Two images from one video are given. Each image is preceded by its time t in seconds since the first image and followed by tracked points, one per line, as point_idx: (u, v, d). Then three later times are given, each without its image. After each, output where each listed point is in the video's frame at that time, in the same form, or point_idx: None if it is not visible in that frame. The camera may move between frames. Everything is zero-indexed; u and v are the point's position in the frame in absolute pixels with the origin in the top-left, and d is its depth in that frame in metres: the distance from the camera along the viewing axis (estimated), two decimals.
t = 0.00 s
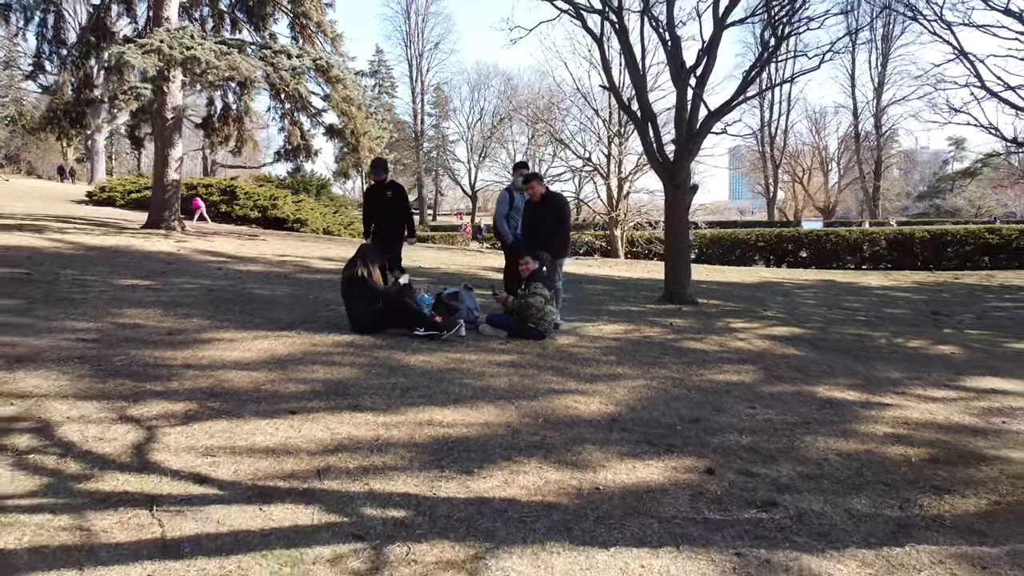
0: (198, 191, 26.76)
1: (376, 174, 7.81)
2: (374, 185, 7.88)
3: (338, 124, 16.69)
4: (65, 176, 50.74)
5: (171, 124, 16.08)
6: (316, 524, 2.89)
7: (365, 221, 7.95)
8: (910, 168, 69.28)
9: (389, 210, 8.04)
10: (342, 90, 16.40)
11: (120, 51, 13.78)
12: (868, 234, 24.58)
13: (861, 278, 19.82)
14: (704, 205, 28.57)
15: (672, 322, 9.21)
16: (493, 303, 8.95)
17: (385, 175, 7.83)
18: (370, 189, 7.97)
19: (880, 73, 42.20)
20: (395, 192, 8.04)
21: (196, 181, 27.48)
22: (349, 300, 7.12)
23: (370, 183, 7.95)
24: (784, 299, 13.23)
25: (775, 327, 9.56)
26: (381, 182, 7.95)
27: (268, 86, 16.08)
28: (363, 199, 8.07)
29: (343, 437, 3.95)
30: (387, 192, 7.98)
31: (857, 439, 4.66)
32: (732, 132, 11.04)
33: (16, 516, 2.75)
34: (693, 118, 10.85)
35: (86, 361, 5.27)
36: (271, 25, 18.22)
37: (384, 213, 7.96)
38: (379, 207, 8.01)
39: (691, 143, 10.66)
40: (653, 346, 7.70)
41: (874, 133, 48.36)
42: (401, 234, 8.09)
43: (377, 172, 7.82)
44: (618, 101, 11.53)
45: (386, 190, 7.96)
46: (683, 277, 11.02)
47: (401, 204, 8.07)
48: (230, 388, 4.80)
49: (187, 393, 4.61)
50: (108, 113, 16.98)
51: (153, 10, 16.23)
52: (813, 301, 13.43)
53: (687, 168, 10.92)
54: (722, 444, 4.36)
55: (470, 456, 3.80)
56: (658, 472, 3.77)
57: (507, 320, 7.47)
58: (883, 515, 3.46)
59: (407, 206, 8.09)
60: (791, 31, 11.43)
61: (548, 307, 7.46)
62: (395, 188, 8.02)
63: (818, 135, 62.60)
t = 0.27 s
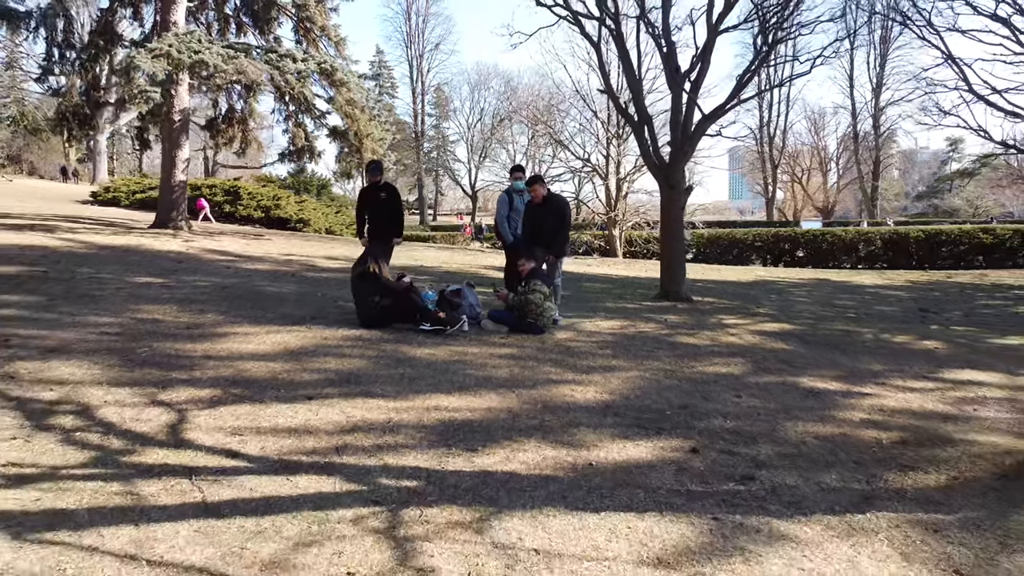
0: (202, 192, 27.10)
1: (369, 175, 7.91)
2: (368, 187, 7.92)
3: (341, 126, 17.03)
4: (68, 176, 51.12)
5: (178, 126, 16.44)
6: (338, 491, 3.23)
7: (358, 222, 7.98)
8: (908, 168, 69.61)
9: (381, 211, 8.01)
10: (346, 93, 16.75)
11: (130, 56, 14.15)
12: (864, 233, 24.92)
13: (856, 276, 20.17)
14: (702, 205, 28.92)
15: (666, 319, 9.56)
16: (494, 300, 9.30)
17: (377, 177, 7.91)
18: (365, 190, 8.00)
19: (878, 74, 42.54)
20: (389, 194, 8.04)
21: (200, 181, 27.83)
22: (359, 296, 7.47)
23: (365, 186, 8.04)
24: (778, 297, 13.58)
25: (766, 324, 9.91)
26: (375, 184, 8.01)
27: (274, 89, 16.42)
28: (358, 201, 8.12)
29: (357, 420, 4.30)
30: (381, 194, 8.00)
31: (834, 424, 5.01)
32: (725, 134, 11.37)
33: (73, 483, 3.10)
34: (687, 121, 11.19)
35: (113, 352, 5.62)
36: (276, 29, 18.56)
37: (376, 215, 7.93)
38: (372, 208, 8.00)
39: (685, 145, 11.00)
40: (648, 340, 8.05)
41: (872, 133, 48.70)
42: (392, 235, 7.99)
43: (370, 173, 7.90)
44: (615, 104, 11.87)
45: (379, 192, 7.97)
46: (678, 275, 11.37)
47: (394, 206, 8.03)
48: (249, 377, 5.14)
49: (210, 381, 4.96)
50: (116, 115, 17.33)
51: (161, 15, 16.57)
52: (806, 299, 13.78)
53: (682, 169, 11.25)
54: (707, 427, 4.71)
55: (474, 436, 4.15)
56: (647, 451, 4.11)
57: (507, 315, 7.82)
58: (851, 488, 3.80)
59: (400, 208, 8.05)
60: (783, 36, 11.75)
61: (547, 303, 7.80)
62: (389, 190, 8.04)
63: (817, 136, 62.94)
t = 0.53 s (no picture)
0: (206, 192, 27.41)
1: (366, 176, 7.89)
2: (364, 188, 7.93)
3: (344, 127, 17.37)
4: (70, 177, 51.53)
5: (185, 128, 16.74)
6: (357, 464, 3.59)
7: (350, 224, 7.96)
8: (907, 168, 69.94)
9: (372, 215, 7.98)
10: (349, 96, 17.12)
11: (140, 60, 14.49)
12: (860, 233, 25.24)
13: (850, 275, 20.50)
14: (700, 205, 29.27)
15: (660, 315, 9.91)
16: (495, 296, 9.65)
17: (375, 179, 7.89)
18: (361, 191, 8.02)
19: (875, 76, 42.90)
20: (384, 197, 8.01)
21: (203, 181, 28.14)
22: (364, 292, 7.83)
23: (361, 187, 8.04)
24: (771, 295, 13.92)
25: (757, 320, 10.26)
26: (371, 186, 8.00)
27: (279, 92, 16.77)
28: (353, 201, 8.04)
29: (369, 405, 4.65)
30: (375, 197, 7.97)
31: (813, 410, 5.35)
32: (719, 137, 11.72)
33: (118, 456, 3.45)
34: (682, 124, 11.54)
35: (137, 344, 5.96)
36: (280, 32, 18.89)
37: (369, 217, 7.92)
38: (365, 210, 7.97)
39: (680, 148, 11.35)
40: (642, 335, 8.40)
41: (869, 134, 49.02)
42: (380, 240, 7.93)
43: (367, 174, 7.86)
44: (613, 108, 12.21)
45: (374, 195, 7.95)
46: (673, 274, 11.72)
47: (387, 209, 7.99)
48: (266, 367, 5.49)
49: (231, 370, 5.31)
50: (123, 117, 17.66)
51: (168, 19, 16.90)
52: (798, 297, 14.13)
53: (677, 170, 11.59)
54: (693, 413, 5.05)
55: (478, 419, 4.50)
56: (636, 432, 4.47)
57: (507, 310, 8.18)
58: (823, 464, 4.14)
59: (392, 213, 8.01)
60: (776, 42, 12.11)
61: (546, 299, 8.15)
62: (384, 193, 8.02)
63: (816, 136, 63.27)
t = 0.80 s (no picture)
0: (210, 192, 27.77)
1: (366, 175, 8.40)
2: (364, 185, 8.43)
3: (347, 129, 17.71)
4: (73, 176, 51.86)
5: (192, 130, 17.09)
6: (371, 442, 3.94)
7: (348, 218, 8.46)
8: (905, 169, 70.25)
9: (370, 211, 8.55)
10: (352, 98, 17.48)
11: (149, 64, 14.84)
12: (855, 233, 25.58)
13: (844, 275, 20.84)
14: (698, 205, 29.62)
15: (656, 312, 10.26)
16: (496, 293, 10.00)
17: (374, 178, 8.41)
18: (359, 189, 8.56)
19: (873, 76, 43.23)
20: (381, 194, 8.56)
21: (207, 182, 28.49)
22: (373, 288, 8.18)
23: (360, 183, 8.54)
24: (765, 293, 14.26)
25: (749, 317, 10.61)
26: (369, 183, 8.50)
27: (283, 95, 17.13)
28: (350, 196, 8.55)
29: (380, 391, 5.01)
30: (374, 194, 8.49)
31: (795, 398, 5.71)
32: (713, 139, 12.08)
33: (155, 433, 3.80)
34: (677, 127, 11.91)
35: (158, 337, 6.32)
36: (285, 36, 19.24)
37: (367, 213, 8.48)
38: (363, 205, 8.53)
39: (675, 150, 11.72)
40: (637, 330, 8.75)
41: (867, 134, 49.34)
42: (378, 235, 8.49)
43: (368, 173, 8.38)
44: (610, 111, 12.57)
45: (372, 192, 8.49)
46: (668, 272, 12.09)
47: (384, 205, 8.56)
48: (282, 358, 5.84)
49: (249, 360, 5.66)
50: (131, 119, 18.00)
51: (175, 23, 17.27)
52: (792, 295, 14.48)
53: (672, 172, 11.95)
54: (682, 400, 5.40)
55: (481, 404, 4.85)
56: (628, 417, 4.82)
57: (509, 305, 8.50)
58: (800, 445, 4.49)
59: (388, 210, 8.60)
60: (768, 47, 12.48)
61: (545, 296, 8.47)
62: (381, 190, 8.56)
63: (815, 136, 63.59)
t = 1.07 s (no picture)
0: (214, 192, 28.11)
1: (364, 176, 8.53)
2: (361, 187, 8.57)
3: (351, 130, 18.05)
4: (76, 176, 52.20)
5: (198, 131, 17.44)
6: (384, 423, 4.29)
7: (346, 219, 8.61)
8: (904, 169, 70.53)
9: (367, 212, 8.74)
10: (356, 100, 17.82)
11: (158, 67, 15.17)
12: (851, 233, 25.91)
13: (839, 274, 21.18)
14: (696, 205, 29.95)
15: (651, 308, 10.61)
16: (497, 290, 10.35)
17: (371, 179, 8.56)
18: (356, 188, 8.74)
19: (871, 77, 43.54)
20: (377, 194, 8.73)
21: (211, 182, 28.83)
22: (379, 285, 8.56)
23: (357, 184, 8.66)
24: (760, 291, 14.60)
25: (742, 313, 10.96)
26: (366, 184, 8.64)
27: (288, 97, 17.48)
28: (347, 196, 8.67)
29: (389, 379, 5.36)
30: (372, 195, 8.66)
31: (780, 387, 6.06)
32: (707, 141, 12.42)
33: (187, 414, 4.16)
34: (672, 129, 12.25)
35: (178, 330, 6.67)
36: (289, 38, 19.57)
37: (365, 214, 8.67)
38: (360, 206, 8.68)
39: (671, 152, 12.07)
40: (633, 326, 9.10)
41: (865, 134, 49.65)
42: (375, 234, 8.75)
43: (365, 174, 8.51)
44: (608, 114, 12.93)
45: (369, 193, 8.66)
46: (665, 271, 12.43)
47: (381, 205, 8.75)
48: (296, 349, 6.20)
49: (265, 351, 6.02)
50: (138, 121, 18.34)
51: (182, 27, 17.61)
52: (786, 293, 14.82)
53: (668, 172, 12.30)
54: (672, 388, 5.76)
55: (484, 391, 5.20)
56: (621, 403, 5.18)
57: (510, 302, 8.88)
58: (780, 428, 4.84)
59: (384, 209, 8.78)
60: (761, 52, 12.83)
61: (544, 292, 8.84)
62: (377, 190, 8.74)
63: (814, 137, 63.89)
